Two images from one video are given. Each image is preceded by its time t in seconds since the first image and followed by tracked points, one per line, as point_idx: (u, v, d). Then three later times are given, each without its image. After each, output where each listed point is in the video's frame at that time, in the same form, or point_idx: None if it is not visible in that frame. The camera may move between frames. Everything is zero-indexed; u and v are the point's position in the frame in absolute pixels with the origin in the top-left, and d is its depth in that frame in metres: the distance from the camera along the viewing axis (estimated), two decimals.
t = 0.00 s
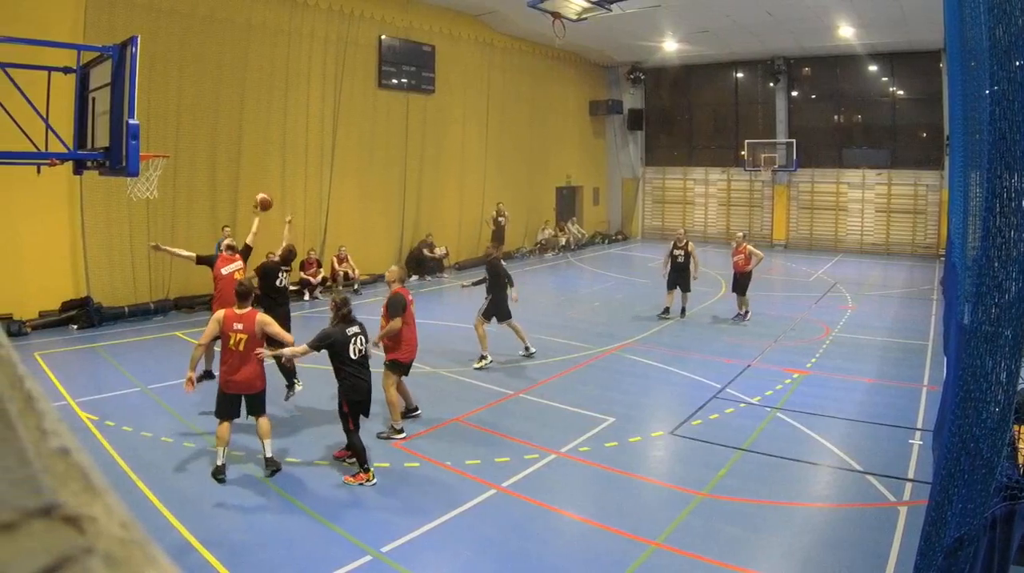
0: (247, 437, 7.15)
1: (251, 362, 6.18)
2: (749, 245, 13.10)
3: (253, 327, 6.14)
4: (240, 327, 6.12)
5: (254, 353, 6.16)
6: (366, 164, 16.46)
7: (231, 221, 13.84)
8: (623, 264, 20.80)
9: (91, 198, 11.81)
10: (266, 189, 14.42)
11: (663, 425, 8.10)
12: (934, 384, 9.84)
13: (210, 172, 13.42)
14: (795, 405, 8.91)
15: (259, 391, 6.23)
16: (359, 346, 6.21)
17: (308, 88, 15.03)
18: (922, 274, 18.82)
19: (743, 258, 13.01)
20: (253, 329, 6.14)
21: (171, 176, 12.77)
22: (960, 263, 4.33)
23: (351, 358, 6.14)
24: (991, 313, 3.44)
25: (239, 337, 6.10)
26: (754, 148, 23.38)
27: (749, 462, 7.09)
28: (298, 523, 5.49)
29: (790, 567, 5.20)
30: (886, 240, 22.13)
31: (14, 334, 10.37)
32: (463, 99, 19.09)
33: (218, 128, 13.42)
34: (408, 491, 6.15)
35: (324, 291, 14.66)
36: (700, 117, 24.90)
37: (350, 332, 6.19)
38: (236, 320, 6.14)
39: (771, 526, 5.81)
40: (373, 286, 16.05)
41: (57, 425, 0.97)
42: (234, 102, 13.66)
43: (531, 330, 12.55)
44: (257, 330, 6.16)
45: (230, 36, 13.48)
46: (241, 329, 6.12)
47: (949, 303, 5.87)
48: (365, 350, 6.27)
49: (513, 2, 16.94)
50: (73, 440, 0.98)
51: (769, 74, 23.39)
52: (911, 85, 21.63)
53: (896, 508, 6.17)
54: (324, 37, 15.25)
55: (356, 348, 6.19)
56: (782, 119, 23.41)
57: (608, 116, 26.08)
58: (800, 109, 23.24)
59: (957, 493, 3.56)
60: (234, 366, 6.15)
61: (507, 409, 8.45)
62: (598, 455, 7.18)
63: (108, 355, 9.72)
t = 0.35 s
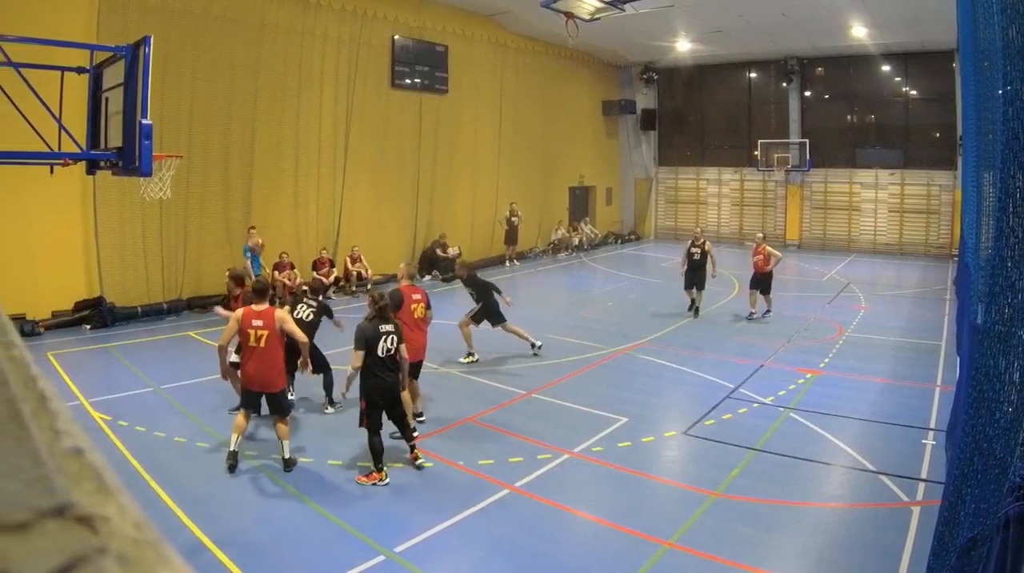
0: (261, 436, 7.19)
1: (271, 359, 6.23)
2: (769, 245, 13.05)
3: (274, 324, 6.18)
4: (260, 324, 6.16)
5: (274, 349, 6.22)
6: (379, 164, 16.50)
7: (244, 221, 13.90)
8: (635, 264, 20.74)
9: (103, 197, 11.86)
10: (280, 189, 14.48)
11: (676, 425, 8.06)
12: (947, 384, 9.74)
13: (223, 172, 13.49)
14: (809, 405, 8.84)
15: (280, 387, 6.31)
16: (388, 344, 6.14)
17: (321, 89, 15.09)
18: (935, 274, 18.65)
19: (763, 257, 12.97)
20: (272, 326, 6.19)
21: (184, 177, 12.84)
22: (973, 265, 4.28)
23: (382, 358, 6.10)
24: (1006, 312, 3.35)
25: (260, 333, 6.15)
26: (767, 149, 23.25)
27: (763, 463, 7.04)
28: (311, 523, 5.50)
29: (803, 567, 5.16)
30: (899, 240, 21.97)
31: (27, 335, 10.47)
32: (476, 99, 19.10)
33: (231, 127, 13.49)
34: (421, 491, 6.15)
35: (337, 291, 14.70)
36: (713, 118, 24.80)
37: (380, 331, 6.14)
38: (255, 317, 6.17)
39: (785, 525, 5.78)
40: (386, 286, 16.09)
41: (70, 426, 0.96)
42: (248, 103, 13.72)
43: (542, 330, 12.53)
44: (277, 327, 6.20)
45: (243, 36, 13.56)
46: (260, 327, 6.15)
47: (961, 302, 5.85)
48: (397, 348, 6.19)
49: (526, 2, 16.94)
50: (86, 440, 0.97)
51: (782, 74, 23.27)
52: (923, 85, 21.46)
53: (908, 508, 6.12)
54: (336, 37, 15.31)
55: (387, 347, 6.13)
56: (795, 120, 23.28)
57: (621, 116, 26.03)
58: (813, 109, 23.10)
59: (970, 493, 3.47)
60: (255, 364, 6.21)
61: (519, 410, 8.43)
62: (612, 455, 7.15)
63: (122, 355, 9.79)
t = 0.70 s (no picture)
0: (274, 435, 7.23)
1: (271, 357, 6.29)
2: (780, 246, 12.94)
3: (277, 321, 6.24)
4: (263, 321, 6.20)
5: (276, 346, 6.29)
6: (392, 164, 16.53)
7: (257, 221, 13.94)
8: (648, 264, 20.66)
9: (116, 197, 11.92)
10: (293, 190, 14.53)
11: (689, 425, 8.01)
12: (960, 384, 9.63)
13: (238, 172, 13.57)
14: (823, 405, 8.76)
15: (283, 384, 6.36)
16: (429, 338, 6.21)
17: (334, 89, 15.13)
18: (948, 274, 18.45)
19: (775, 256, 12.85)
20: (275, 323, 6.25)
21: (197, 178, 12.91)
22: (987, 263, 4.23)
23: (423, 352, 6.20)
24: (1017, 311, 3.29)
25: (263, 330, 6.19)
26: (779, 149, 23.09)
27: (776, 463, 6.99)
28: (324, 523, 5.51)
29: (817, 567, 5.11)
30: (912, 240, 21.79)
31: (40, 335, 10.53)
32: (490, 99, 19.12)
33: (245, 127, 13.56)
34: (434, 491, 6.15)
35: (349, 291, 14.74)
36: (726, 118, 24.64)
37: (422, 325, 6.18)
38: (258, 315, 6.21)
39: (799, 526, 5.73)
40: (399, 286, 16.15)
41: (84, 427, 0.95)
42: (261, 103, 13.79)
43: (553, 330, 12.52)
44: (279, 323, 6.26)
45: (257, 36, 13.64)
46: (262, 324, 6.19)
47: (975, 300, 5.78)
48: (438, 342, 6.26)
49: (539, 2, 16.94)
50: (99, 440, 0.96)
51: (794, 74, 23.10)
52: (936, 85, 21.25)
53: (921, 508, 6.06)
54: (349, 38, 15.36)
55: (427, 342, 6.21)
56: (808, 120, 23.09)
57: (634, 116, 25.92)
58: (825, 109, 22.91)
59: (982, 493, 3.41)
60: (258, 362, 6.24)
61: (531, 409, 8.42)
62: (625, 455, 7.12)
63: (135, 356, 9.85)
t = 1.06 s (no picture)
0: (287, 435, 7.26)
1: (275, 353, 6.32)
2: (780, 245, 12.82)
3: (276, 316, 6.31)
4: (262, 317, 6.27)
5: (276, 342, 6.33)
6: (405, 163, 16.57)
7: (269, 221, 13.99)
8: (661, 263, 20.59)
9: (130, 198, 11.97)
10: (306, 190, 14.58)
11: (703, 425, 7.97)
12: (973, 384, 9.54)
13: (251, 173, 13.63)
14: (836, 405, 8.69)
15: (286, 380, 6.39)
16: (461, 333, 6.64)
17: (346, 89, 15.17)
18: (962, 274, 18.28)
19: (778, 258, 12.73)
20: (274, 318, 6.31)
21: (210, 178, 12.96)
22: (999, 263, 4.20)
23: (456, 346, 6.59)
24: None
25: (262, 326, 6.25)
26: (793, 149, 22.97)
27: (789, 463, 6.94)
28: (336, 522, 5.53)
29: (831, 568, 5.07)
30: (925, 240, 21.65)
31: (53, 334, 10.60)
32: (502, 99, 19.13)
33: (258, 127, 13.61)
34: (447, 491, 6.16)
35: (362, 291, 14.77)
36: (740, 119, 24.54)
37: (450, 319, 6.68)
38: (257, 311, 6.30)
39: (813, 526, 5.68)
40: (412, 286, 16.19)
41: (97, 427, 0.95)
42: (275, 104, 13.85)
43: (565, 330, 12.50)
44: (279, 319, 6.33)
45: (270, 36, 13.70)
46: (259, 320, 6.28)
47: (987, 301, 5.75)
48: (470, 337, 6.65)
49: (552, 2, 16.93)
50: (112, 441, 0.96)
51: (808, 74, 22.98)
52: (949, 85, 21.10)
53: (934, 508, 5.99)
54: (362, 38, 15.41)
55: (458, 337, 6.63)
56: (821, 120, 22.96)
57: (647, 117, 25.85)
58: (839, 109, 22.76)
59: (995, 494, 3.37)
60: (259, 358, 6.29)
61: (544, 409, 8.40)
62: (638, 455, 7.09)
63: (148, 356, 9.92)
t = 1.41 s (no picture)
0: (301, 435, 7.30)
1: (289, 350, 6.36)
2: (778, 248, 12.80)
3: (291, 316, 6.33)
4: (277, 316, 6.31)
5: (290, 340, 6.35)
6: (418, 163, 16.60)
7: (282, 221, 14.02)
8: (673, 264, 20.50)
9: (143, 198, 12.01)
10: (320, 190, 14.62)
11: (716, 426, 7.91)
12: (987, 384, 9.42)
13: (264, 173, 13.68)
14: (850, 406, 8.60)
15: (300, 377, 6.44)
16: (495, 325, 6.98)
17: (360, 89, 15.21)
18: (976, 274, 18.08)
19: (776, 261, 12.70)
20: (289, 318, 6.34)
21: (224, 178, 13.01)
22: (1013, 264, 4.14)
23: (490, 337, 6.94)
24: None
25: (277, 325, 6.29)
26: (806, 148, 22.83)
27: (802, 463, 6.89)
28: (348, 521, 5.54)
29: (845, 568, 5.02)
30: (938, 240, 21.47)
31: (66, 334, 10.64)
32: (515, 98, 19.11)
33: (271, 127, 13.65)
34: (459, 490, 6.16)
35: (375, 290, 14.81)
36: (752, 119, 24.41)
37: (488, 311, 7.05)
38: (272, 310, 6.33)
39: (827, 527, 5.63)
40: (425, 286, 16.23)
41: (109, 427, 0.94)
42: (288, 104, 13.90)
43: (576, 330, 12.47)
44: (294, 318, 6.35)
45: (284, 36, 13.75)
46: (273, 319, 6.32)
47: (1001, 300, 5.68)
48: (503, 329, 6.95)
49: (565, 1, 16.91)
50: (125, 441, 0.95)
51: (821, 73, 22.82)
52: (963, 85, 20.91)
53: (948, 508, 5.93)
54: (376, 38, 15.45)
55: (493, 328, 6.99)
56: (834, 120, 22.79)
57: (660, 117, 25.74)
58: (852, 109, 22.58)
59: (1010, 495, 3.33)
60: (273, 357, 6.33)
61: (555, 409, 8.39)
62: (651, 456, 7.06)
63: (162, 356, 9.98)
